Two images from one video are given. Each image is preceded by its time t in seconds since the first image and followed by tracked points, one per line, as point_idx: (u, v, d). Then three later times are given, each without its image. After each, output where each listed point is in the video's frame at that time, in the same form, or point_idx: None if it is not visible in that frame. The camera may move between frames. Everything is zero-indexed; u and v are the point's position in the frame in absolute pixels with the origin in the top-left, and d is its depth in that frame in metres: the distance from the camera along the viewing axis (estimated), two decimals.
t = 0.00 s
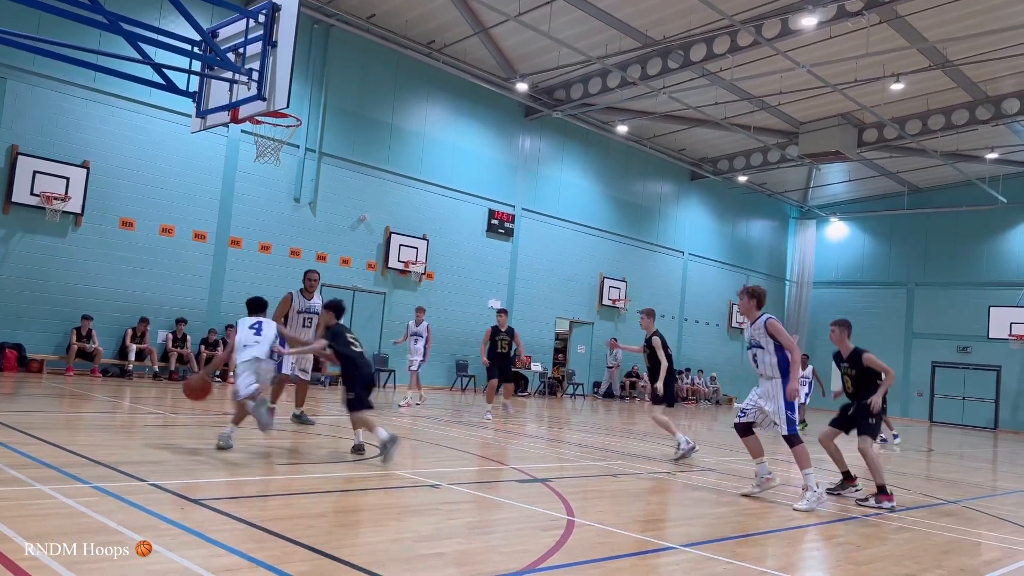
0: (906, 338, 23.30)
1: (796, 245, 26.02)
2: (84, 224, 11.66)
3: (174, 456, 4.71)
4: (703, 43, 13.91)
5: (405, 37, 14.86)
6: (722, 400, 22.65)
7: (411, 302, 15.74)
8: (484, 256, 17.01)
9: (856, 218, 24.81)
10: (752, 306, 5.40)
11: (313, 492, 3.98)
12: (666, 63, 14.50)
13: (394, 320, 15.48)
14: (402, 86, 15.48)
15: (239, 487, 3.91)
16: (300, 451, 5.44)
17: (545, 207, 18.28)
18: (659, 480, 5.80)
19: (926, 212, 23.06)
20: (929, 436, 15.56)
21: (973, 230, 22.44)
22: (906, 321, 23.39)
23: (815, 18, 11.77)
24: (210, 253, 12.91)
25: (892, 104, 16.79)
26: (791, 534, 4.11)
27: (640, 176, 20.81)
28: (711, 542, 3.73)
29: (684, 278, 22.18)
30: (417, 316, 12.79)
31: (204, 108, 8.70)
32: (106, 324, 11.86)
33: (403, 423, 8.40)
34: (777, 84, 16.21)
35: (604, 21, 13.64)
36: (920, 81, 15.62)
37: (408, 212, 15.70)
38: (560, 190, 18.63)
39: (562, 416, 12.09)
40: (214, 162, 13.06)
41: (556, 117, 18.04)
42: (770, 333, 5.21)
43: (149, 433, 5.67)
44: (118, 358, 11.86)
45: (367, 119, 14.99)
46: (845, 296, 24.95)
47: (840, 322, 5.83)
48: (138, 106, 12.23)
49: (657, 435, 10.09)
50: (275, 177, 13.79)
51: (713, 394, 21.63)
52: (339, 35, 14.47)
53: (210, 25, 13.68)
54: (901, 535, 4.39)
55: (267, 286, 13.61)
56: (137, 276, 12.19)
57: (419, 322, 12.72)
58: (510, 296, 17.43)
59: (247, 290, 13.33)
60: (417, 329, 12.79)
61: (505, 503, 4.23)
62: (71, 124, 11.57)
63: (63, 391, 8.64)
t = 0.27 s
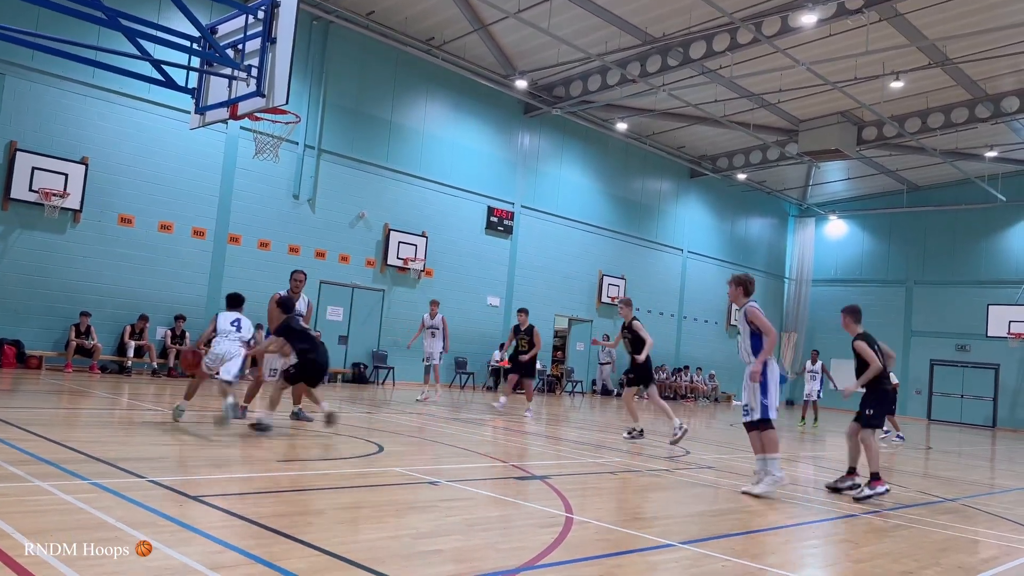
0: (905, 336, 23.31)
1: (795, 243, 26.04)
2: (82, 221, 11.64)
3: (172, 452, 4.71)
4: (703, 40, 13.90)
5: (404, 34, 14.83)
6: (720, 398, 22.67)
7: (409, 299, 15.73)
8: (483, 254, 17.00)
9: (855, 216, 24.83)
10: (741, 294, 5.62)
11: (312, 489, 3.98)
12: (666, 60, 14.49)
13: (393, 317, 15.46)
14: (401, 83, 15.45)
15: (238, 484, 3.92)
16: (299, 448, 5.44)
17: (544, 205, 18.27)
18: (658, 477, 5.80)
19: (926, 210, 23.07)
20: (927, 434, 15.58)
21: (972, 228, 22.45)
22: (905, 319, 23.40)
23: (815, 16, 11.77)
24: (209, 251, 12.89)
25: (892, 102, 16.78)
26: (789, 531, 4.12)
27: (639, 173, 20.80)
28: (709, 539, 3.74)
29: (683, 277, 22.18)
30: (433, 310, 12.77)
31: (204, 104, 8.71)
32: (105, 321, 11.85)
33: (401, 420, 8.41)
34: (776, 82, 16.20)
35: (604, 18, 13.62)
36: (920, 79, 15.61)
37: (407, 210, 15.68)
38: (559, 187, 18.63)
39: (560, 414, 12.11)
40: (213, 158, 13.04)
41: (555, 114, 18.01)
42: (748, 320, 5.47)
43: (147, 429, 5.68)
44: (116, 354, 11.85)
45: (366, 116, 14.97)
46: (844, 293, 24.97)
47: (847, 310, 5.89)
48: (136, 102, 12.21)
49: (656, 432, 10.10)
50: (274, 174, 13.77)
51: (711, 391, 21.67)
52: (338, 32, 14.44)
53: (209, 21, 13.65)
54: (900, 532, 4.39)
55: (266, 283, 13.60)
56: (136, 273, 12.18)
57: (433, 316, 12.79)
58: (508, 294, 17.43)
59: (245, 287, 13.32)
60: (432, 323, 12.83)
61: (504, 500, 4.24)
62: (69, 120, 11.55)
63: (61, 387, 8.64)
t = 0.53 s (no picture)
0: (904, 334, 23.35)
1: (794, 240, 26.05)
2: (81, 216, 11.62)
3: (171, 448, 4.71)
4: (703, 37, 13.88)
5: (403, 30, 14.81)
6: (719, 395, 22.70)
7: (409, 295, 15.72)
8: (482, 250, 16.99)
9: (854, 213, 24.85)
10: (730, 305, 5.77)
11: (312, 485, 3.99)
12: (665, 57, 14.48)
13: (393, 313, 15.46)
14: (400, 79, 15.43)
15: (236, 480, 3.92)
16: (297, 444, 5.45)
17: (543, 201, 18.27)
18: (656, 474, 5.81)
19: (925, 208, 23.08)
20: (925, 431, 15.60)
21: (971, 226, 22.46)
22: (903, 317, 23.43)
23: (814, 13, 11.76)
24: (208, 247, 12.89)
25: (892, 99, 16.78)
26: (787, 528, 4.13)
27: (639, 170, 20.79)
28: (707, 535, 3.74)
29: (682, 274, 22.18)
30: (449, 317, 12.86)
31: (203, 100, 8.71)
32: (104, 316, 11.83)
33: (400, 416, 8.41)
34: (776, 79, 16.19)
35: (603, 15, 13.60)
36: (920, 76, 15.60)
37: (407, 206, 15.67)
38: (559, 184, 18.62)
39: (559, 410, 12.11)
40: (212, 154, 13.02)
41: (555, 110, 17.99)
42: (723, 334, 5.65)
43: (147, 425, 5.69)
44: (115, 350, 11.84)
45: (365, 112, 14.94)
46: (843, 291, 25.00)
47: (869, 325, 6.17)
48: (135, 97, 12.19)
49: (654, 428, 10.11)
50: (273, 170, 13.75)
51: (710, 388, 21.71)
52: (337, 27, 14.41)
53: (207, 16, 13.62)
54: (897, 529, 4.40)
55: (265, 279, 13.59)
56: (135, 269, 12.16)
57: (449, 325, 12.84)
58: (507, 290, 17.43)
59: (244, 283, 13.31)
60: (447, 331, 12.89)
61: (503, 496, 4.24)
62: (68, 116, 11.52)
63: (59, 383, 8.63)
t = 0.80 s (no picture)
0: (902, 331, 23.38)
1: (792, 237, 26.06)
2: (79, 212, 11.61)
3: (170, 444, 4.72)
4: (703, 34, 13.86)
5: (403, 26, 14.79)
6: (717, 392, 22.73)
7: (407, 292, 15.70)
8: (481, 247, 16.99)
9: (852, 211, 24.86)
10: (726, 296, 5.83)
11: (311, 481, 3.99)
12: (665, 54, 14.47)
13: (392, 310, 15.46)
14: (399, 76, 15.40)
15: (235, 476, 3.92)
16: (296, 440, 5.45)
17: (542, 198, 18.26)
18: (653, 470, 5.82)
19: (924, 205, 23.08)
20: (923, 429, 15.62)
21: (970, 224, 22.47)
22: (902, 314, 23.46)
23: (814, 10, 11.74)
24: (206, 243, 12.88)
25: (891, 96, 16.77)
26: (786, 525, 4.14)
27: (638, 167, 20.79)
28: (706, 532, 3.75)
29: (681, 271, 22.19)
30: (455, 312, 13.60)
31: (202, 96, 8.69)
32: (102, 312, 11.82)
33: (399, 413, 8.41)
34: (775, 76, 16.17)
35: (603, 11, 13.58)
36: (919, 74, 15.60)
37: (405, 202, 15.66)
38: (558, 181, 18.61)
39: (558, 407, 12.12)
40: (211, 150, 13.00)
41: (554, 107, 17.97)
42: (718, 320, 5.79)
43: (145, 421, 5.68)
44: (113, 346, 11.83)
45: (364, 108, 14.92)
46: (842, 288, 25.02)
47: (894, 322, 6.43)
48: (134, 93, 12.16)
49: (652, 426, 10.13)
50: (272, 166, 13.73)
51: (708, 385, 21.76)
52: (337, 24, 14.38)
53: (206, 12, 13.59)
54: (895, 526, 4.41)
55: (263, 275, 13.58)
56: (133, 265, 12.15)
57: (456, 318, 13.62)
58: (506, 287, 17.43)
59: (242, 279, 13.30)
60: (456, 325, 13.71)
61: (501, 493, 4.25)
62: (67, 111, 11.50)
63: (58, 379, 8.63)
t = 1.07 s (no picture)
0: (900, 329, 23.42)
1: (791, 235, 26.08)
2: (77, 208, 11.59)
3: (169, 440, 4.72)
4: (702, 31, 13.84)
5: (402, 22, 14.76)
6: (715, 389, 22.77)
7: (406, 289, 15.69)
8: (480, 243, 16.98)
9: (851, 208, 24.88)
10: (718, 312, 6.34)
11: (309, 477, 3.99)
12: (664, 50, 14.45)
13: (390, 306, 15.46)
14: (398, 72, 15.37)
15: (233, 472, 3.92)
16: (294, 437, 5.45)
17: (541, 195, 18.24)
18: (651, 467, 5.83)
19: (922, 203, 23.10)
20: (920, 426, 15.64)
21: (968, 221, 22.49)
22: (900, 312, 23.50)
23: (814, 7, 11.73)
24: (205, 239, 12.86)
25: (891, 93, 16.76)
26: (783, 522, 4.15)
27: (637, 164, 20.78)
28: (704, 529, 3.76)
29: (679, 268, 22.20)
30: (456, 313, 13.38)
31: (200, 92, 8.68)
32: (100, 308, 11.81)
33: (397, 409, 8.41)
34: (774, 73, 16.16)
35: (602, 8, 13.56)
36: (918, 71, 15.59)
37: (404, 199, 15.64)
38: (556, 178, 18.60)
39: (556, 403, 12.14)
40: (209, 146, 12.98)
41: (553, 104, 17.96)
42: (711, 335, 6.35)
43: (143, 417, 5.68)
44: (111, 342, 11.82)
45: (363, 104, 14.90)
46: (840, 286, 25.06)
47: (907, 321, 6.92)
48: (132, 88, 12.13)
49: (651, 422, 10.14)
50: (270, 162, 13.72)
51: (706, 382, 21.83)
52: (335, 19, 14.35)
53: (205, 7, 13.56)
54: (892, 523, 4.42)
55: (262, 271, 13.57)
56: (131, 260, 12.13)
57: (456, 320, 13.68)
58: (505, 283, 17.42)
59: (241, 276, 13.29)
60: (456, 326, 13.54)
61: (499, 489, 4.25)
62: (65, 107, 11.47)
63: (56, 374, 8.63)
